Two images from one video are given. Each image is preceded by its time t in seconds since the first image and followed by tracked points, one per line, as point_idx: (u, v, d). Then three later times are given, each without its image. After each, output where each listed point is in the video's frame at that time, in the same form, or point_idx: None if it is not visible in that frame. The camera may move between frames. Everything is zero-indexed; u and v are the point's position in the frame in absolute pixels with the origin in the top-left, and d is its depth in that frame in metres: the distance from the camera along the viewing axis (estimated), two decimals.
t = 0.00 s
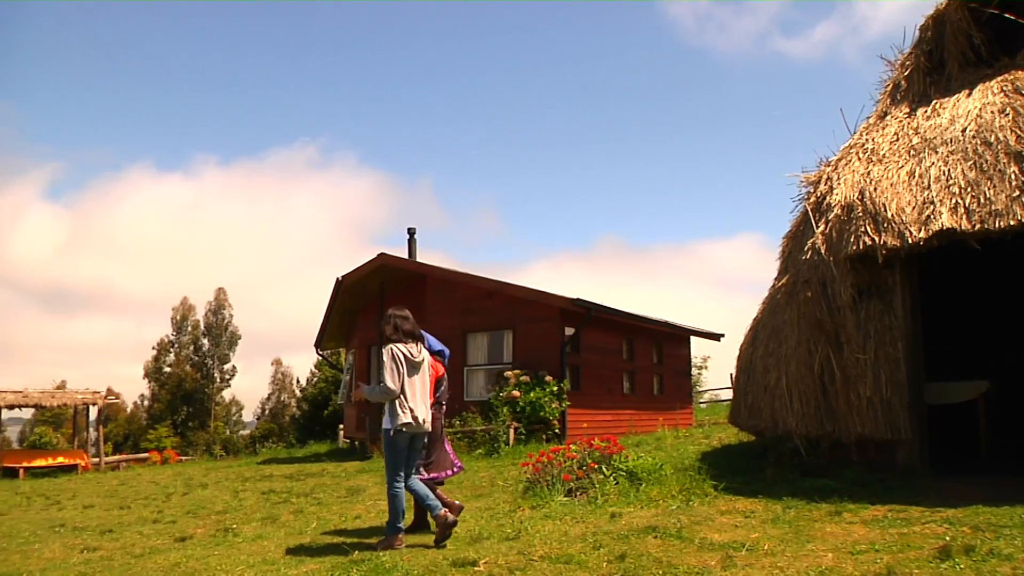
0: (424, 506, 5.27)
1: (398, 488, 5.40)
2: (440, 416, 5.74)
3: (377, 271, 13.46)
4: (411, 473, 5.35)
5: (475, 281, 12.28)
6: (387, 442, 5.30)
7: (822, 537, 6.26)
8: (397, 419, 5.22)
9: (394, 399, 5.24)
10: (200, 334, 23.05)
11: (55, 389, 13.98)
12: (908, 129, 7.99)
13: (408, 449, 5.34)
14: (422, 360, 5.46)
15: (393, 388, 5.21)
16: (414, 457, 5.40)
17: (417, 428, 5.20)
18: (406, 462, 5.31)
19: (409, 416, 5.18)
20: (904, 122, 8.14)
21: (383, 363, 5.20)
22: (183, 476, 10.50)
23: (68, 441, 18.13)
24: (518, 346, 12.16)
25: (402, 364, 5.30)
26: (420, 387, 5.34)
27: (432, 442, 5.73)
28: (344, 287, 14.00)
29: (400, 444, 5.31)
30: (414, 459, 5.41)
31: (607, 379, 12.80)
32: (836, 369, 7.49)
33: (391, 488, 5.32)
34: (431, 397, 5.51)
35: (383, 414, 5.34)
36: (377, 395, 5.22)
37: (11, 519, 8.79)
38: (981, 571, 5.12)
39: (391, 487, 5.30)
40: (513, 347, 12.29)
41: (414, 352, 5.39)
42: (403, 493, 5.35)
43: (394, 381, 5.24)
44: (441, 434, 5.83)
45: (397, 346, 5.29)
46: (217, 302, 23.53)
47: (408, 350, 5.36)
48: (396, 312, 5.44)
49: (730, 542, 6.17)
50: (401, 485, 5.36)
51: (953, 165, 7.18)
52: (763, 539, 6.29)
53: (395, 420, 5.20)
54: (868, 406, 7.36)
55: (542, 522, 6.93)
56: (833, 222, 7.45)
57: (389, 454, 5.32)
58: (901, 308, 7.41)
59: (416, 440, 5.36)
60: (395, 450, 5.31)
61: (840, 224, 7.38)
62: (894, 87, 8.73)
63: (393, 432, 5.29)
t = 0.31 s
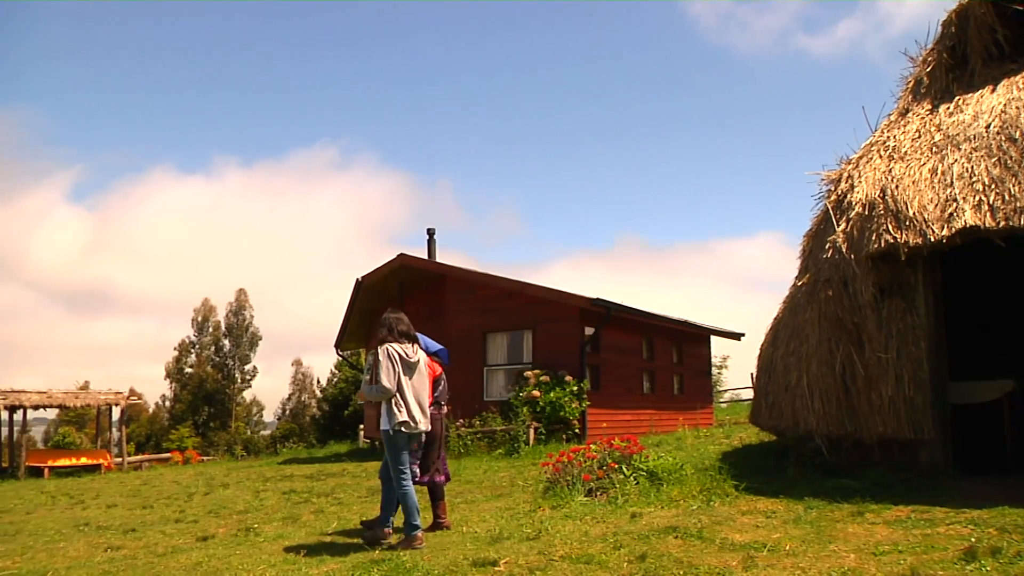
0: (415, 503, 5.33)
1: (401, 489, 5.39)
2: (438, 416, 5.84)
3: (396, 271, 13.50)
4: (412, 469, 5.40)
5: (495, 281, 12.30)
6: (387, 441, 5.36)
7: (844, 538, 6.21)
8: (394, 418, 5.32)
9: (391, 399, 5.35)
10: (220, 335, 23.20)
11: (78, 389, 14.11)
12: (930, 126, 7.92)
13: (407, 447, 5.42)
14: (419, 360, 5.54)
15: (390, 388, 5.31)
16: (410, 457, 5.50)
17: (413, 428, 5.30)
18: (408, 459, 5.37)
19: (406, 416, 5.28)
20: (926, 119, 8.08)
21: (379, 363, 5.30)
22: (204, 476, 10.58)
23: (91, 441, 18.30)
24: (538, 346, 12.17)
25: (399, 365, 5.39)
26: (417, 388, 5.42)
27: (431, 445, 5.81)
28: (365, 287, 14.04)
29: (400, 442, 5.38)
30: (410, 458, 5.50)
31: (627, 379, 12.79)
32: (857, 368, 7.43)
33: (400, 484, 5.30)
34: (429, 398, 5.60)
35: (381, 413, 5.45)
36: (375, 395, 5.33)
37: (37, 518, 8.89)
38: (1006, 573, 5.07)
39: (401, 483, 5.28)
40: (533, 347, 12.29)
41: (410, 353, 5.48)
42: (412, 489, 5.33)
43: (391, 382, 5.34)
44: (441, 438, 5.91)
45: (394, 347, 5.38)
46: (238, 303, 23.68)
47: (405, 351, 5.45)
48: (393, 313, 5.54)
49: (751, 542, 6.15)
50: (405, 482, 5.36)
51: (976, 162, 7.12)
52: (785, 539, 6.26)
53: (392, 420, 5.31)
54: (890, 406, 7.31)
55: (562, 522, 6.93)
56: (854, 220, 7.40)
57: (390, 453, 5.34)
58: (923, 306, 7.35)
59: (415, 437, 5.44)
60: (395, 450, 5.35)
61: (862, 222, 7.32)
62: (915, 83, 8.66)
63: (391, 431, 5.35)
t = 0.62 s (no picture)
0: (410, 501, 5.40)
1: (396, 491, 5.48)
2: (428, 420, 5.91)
3: (412, 272, 13.53)
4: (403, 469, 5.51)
5: (511, 281, 12.31)
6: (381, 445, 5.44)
7: (863, 539, 6.18)
8: (386, 423, 5.39)
9: (384, 404, 5.42)
10: (237, 335, 23.31)
11: (96, 389, 14.22)
12: (948, 124, 7.87)
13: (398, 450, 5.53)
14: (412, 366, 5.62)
15: (383, 393, 5.38)
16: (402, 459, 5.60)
17: (405, 433, 5.38)
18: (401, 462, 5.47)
19: (398, 421, 5.36)
20: (944, 117, 8.03)
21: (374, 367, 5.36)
22: (222, 476, 10.63)
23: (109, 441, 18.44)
24: (555, 346, 12.17)
25: (392, 369, 5.47)
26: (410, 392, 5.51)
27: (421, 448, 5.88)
28: (381, 288, 14.08)
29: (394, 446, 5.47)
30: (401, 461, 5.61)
31: (643, 379, 12.77)
32: (875, 368, 7.39)
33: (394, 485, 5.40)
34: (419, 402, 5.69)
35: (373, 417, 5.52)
36: (368, 399, 5.40)
37: (57, 517, 8.97)
38: None
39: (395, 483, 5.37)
40: (550, 347, 12.29)
41: (404, 358, 5.56)
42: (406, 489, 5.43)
43: (385, 386, 5.41)
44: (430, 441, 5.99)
45: (388, 352, 5.46)
46: (255, 304, 23.79)
47: (398, 356, 5.53)
48: (388, 317, 5.63)
49: (769, 542, 6.13)
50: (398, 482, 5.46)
51: (994, 160, 7.07)
52: (802, 540, 6.23)
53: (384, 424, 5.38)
54: (908, 406, 7.27)
55: (578, 522, 6.93)
56: (871, 219, 7.36)
57: (384, 456, 5.43)
58: (942, 306, 7.30)
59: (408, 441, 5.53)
60: (389, 453, 5.45)
61: (879, 221, 7.28)
62: (933, 81, 8.60)
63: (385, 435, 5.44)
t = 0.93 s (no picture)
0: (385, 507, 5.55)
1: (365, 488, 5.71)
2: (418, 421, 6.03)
3: (426, 272, 13.57)
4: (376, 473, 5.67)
5: (525, 281, 12.32)
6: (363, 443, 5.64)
7: (879, 539, 6.15)
8: (378, 422, 5.51)
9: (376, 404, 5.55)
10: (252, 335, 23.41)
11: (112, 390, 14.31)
12: (964, 121, 7.82)
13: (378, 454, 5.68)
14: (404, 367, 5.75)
15: (377, 393, 5.50)
16: (384, 463, 5.75)
17: (396, 432, 5.52)
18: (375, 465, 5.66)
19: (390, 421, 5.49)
20: (960, 114, 7.98)
21: (369, 368, 5.49)
22: (237, 476, 10.68)
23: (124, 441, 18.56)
24: (568, 346, 12.17)
25: (385, 371, 5.61)
26: (401, 393, 5.64)
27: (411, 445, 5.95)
28: (394, 288, 14.12)
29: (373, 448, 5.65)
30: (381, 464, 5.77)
31: (657, 379, 12.74)
32: (891, 367, 7.35)
33: (360, 485, 5.63)
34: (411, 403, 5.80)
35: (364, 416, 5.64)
36: (361, 398, 5.52)
37: (74, 516, 9.03)
38: None
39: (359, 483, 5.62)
40: (564, 347, 12.29)
41: (397, 359, 5.69)
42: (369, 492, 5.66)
43: (379, 386, 5.53)
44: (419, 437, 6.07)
45: (382, 353, 5.59)
46: (269, 304, 23.87)
47: (392, 357, 5.66)
48: (383, 319, 5.77)
49: (784, 542, 6.12)
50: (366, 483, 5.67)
51: (1012, 157, 7.02)
52: (818, 540, 6.20)
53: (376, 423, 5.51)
54: (924, 406, 7.24)
55: (593, 522, 6.93)
56: (886, 218, 7.32)
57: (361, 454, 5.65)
58: (958, 305, 7.26)
59: (389, 446, 5.68)
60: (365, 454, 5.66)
61: (894, 220, 7.25)
62: (950, 78, 8.55)
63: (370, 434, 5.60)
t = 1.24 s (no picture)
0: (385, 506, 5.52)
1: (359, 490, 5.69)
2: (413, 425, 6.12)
3: (440, 272, 13.60)
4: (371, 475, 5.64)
5: (539, 281, 12.32)
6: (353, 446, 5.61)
7: (896, 540, 6.12)
8: (366, 427, 5.53)
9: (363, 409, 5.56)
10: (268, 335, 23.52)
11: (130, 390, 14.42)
12: (982, 119, 7.77)
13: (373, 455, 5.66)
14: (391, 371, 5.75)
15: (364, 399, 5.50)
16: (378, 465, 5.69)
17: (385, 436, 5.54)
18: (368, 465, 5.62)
19: (377, 425, 5.51)
20: (978, 111, 7.93)
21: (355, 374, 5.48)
22: (253, 476, 10.74)
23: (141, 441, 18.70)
24: (583, 346, 12.17)
25: (372, 375, 5.62)
26: (389, 397, 5.66)
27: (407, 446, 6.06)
28: (409, 289, 14.16)
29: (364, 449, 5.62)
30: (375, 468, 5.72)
31: (672, 379, 12.72)
32: (908, 367, 7.31)
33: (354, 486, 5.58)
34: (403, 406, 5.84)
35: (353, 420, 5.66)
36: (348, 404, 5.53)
37: (92, 516, 9.11)
38: None
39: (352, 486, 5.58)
40: (578, 347, 12.29)
41: (383, 364, 5.69)
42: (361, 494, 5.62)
43: (365, 392, 5.53)
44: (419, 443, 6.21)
45: (368, 359, 5.57)
46: (284, 304, 23.96)
47: (378, 362, 5.66)
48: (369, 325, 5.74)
49: (800, 542, 6.10)
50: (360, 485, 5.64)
51: None
52: (834, 540, 6.18)
53: (363, 428, 5.53)
54: (942, 405, 7.19)
55: (608, 522, 6.93)
56: (903, 216, 7.28)
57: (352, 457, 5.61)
58: (976, 304, 7.21)
59: (381, 446, 5.65)
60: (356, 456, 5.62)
61: (911, 219, 7.21)
62: (967, 75, 8.50)
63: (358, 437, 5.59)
